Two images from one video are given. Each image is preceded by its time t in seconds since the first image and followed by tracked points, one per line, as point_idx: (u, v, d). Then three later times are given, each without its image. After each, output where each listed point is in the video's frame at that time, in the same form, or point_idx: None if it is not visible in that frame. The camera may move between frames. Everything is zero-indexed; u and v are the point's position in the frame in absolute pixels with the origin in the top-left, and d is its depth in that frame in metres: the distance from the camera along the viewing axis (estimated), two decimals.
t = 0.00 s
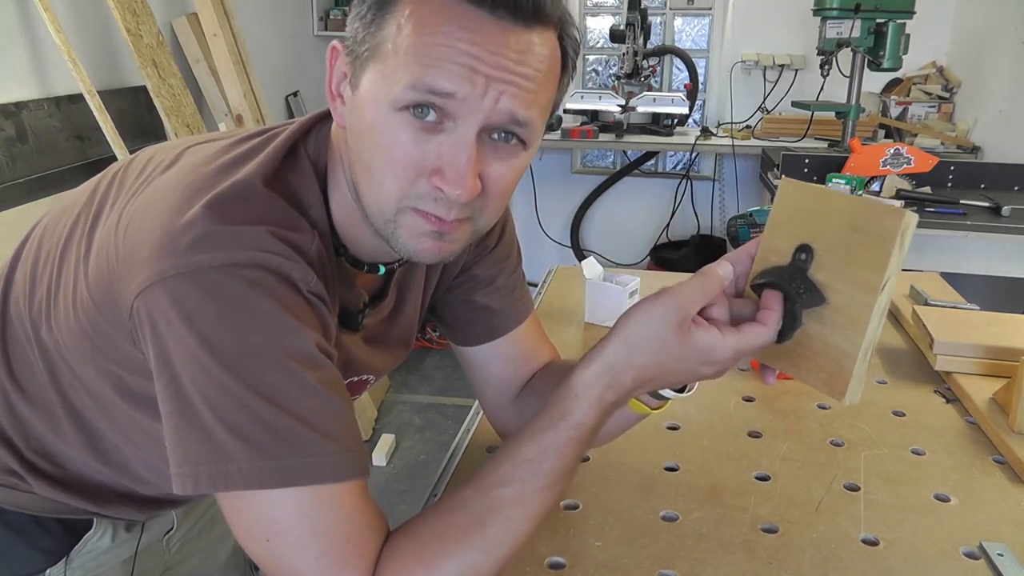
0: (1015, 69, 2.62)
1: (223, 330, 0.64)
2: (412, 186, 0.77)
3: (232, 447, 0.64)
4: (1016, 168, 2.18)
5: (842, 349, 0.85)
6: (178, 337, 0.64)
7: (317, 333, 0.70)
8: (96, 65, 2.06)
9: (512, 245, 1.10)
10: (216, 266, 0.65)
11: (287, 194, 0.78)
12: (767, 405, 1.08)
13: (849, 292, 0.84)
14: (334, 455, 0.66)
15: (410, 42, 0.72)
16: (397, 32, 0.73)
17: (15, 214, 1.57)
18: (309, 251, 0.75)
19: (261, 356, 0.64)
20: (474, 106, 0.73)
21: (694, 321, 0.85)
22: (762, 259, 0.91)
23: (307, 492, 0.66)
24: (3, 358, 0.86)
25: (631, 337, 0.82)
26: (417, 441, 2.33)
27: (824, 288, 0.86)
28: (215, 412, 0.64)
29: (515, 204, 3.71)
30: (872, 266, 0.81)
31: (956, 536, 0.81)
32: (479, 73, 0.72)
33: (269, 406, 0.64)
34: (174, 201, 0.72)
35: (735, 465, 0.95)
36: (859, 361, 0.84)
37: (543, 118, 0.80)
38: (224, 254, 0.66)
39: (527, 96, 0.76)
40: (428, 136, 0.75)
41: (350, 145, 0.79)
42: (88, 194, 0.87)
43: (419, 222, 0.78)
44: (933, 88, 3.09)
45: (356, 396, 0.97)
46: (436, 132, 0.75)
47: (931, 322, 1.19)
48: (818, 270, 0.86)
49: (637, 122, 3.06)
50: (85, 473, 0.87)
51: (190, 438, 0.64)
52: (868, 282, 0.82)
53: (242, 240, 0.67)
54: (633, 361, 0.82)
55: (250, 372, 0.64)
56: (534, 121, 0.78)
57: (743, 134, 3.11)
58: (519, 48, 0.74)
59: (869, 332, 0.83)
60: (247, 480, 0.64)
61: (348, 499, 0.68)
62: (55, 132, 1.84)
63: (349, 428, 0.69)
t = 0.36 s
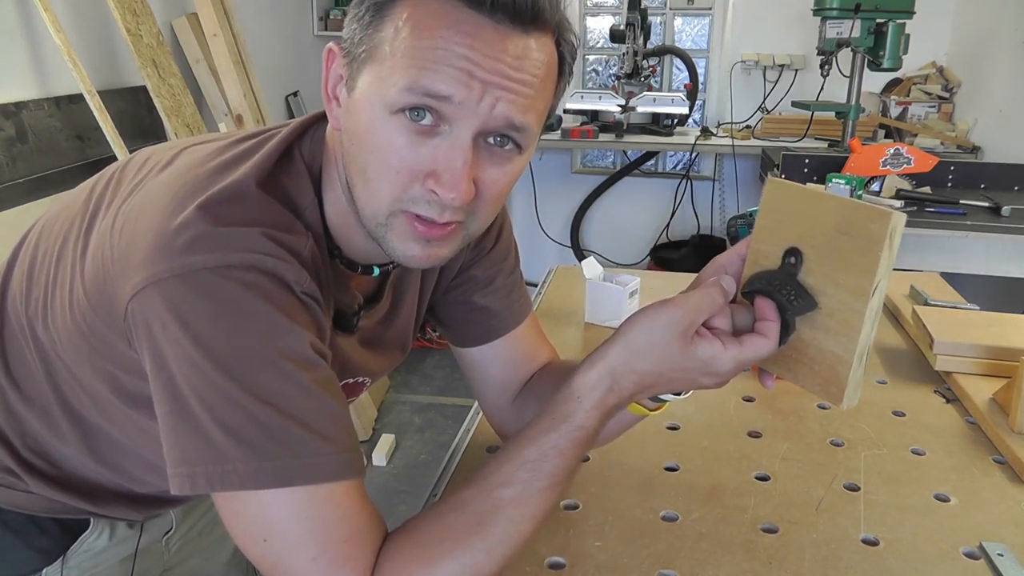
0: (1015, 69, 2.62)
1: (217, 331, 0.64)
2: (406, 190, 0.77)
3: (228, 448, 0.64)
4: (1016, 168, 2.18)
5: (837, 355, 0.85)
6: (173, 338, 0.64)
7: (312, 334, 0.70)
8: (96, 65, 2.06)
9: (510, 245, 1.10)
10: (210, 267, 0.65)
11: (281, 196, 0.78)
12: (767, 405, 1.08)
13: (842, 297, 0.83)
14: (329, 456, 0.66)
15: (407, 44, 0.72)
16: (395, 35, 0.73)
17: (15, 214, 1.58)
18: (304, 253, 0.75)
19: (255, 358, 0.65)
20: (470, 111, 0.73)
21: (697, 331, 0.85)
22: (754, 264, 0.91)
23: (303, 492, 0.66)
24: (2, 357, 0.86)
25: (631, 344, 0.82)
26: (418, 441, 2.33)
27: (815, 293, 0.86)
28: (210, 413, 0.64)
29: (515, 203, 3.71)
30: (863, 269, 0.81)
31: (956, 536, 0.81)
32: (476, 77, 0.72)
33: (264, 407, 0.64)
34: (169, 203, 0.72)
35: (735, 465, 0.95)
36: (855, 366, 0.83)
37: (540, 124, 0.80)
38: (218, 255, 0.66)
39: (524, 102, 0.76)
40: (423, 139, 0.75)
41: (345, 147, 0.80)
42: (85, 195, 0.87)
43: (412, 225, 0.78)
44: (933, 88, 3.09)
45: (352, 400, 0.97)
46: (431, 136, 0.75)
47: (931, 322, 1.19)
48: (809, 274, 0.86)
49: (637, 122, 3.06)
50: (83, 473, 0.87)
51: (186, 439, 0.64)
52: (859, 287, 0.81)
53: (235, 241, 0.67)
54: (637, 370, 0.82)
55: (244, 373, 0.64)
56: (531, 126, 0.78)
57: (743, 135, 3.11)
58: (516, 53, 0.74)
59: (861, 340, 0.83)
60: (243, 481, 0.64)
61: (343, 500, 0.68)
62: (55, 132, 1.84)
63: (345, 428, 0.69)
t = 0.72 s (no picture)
0: (1015, 69, 2.62)
1: (212, 336, 0.64)
2: (409, 190, 0.76)
3: (223, 452, 0.64)
4: (1017, 168, 2.17)
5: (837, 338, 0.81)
6: (169, 342, 0.64)
7: (308, 337, 0.70)
8: (96, 66, 2.06)
9: (508, 245, 1.10)
10: (206, 271, 0.65)
11: (278, 199, 0.78)
12: (767, 405, 1.08)
13: (850, 284, 0.80)
14: (323, 460, 0.66)
15: (413, 46, 0.72)
16: (401, 37, 0.73)
17: (15, 214, 1.58)
18: (300, 256, 0.74)
19: (249, 362, 0.64)
20: (475, 112, 0.73)
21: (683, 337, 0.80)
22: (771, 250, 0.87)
23: (298, 495, 0.66)
24: None
25: (641, 344, 0.78)
26: (418, 441, 2.33)
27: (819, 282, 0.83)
28: (205, 417, 0.64)
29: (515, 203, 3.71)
30: (877, 254, 0.78)
31: (956, 536, 0.81)
32: (482, 79, 0.72)
33: (259, 411, 0.64)
34: (165, 205, 0.72)
35: (735, 465, 0.95)
36: (857, 346, 0.79)
37: (543, 127, 0.81)
38: (213, 260, 0.66)
39: (527, 106, 0.76)
40: (427, 141, 0.74)
41: (347, 148, 0.79)
42: (83, 194, 0.87)
43: (414, 226, 0.78)
44: (933, 88, 3.09)
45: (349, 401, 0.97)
46: (436, 137, 0.75)
47: (931, 322, 1.19)
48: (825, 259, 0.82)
49: (637, 122, 3.06)
50: (81, 474, 0.87)
51: (181, 441, 0.65)
52: (869, 270, 0.78)
53: (231, 245, 0.67)
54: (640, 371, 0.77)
55: (238, 378, 0.64)
56: (534, 130, 0.78)
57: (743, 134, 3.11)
58: (520, 55, 0.74)
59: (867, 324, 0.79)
60: (237, 484, 0.64)
61: (340, 502, 0.68)
62: (55, 132, 1.84)
63: (340, 431, 0.69)
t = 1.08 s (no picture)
0: (1015, 69, 2.62)
1: (220, 333, 0.64)
2: (427, 193, 0.76)
3: (228, 448, 0.64)
4: (1017, 168, 2.17)
5: (837, 334, 0.80)
6: (176, 338, 0.64)
7: (314, 336, 0.70)
8: (95, 66, 2.06)
9: (510, 245, 1.10)
10: (214, 269, 0.65)
11: (284, 199, 0.78)
12: (767, 405, 1.08)
13: (848, 280, 0.80)
14: (328, 457, 0.66)
15: (428, 49, 0.72)
16: (415, 41, 0.73)
17: (15, 214, 1.58)
18: (307, 256, 0.75)
19: (256, 360, 0.64)
20: (492, 114, 0.73)
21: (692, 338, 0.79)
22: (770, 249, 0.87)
23: (302, 493, 0.66)
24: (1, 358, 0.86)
25: (646, 349, 0.78)
26: (417, 441, 2.33)
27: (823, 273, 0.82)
28: (211, 414, 0.64)
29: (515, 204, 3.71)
30: (874, 249, 0.78)
31: (956, 536, 0.81)
32: (498, 82, 0.72)
33: (265, 408, 0.64)
34: (173, 203, 0.72)
35: (735, 465, 0.95)
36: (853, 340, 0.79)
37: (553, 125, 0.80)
38: (221, 257, 0.66)
39: (537, 107, 0.76)
40: (444, 144, 0.74)
41: (360, 154, 0.79)
42: (87, 192, 0.87)
43: (432, 227, 0.78)
44: (933, 88, 3.09)
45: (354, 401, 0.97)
46: (453, 140, 0.74)
47: (931, 322, 1.19)
48: (824, 255, 0.82)
49: (637, 122, 3.06)
50: (83, 474, 0.87)
51: (187, 438, 0.65)
52: (868, 264, 0.78)
53: (239, 244, 0.67)
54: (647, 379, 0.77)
55: (245, 375, 0.64)
56: (546, 128, 0.78)
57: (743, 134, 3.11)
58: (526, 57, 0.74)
59: (863, 317, 0.79)
60: (241, 481, 0.64)
61: (343, 501, 0.68)
62: (55, 132, 1.84)
63: (346, 430, 0.69)
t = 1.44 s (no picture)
0: (1015, 69, 2.62)
1: (225, 331, 0.64)
2: (497, 178, 0.78)
3: (230, 448, 0.64)
4: (1017, 168, 2.17)
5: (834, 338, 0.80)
6: (181, 337, 0.64)
7: (319, 335, 0.70)
8: (95, 66, 2.06)
9: (511, 245, 1.11)
10: (219, 268, 0.65)
11: (289, 197, 0.78)
12: (768, 405, 1.08)
13: (833, 298, 0.77)
14: (330, 458, 0.66)
15: (473, 49, 0.72)
16: (455, 44, 0.72)
17: (15, 214, 1.58)
18: (312, 254, 0.75)
19: (261, 359, 0.64)
20: (544, 92, 0.75)
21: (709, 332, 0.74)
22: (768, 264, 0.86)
23: (301, 495, 0.66)
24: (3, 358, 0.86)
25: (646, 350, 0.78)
26: (417, 441, 2.33)
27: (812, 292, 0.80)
28: (214, 413, 0.64)
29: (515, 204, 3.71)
30: (860, 268, 0.75)
31: (956, 536, 0.81)
32: (543, 60, 0.74)
33: (269, 407, 0.64)
34: (177, 201, 0.72)
35: (735, 465, 0.95)
36: (827, 364, 0.76)
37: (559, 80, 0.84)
38: (226, 255, 0.66)
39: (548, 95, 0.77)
40: (506, 130, 0.76)
41: (409, 163, 0.78)
42: (89, 190, 0.87)
43: (501, 203, 0.80)
44: (933, 88, 3.09)
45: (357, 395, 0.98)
46: (511, 124, 0.76)
47: (931, 322, 1.19)
48: (814, 272, 0.80)
49: (637, 122, 3.06)
50: (85, 473, 0.88)
51: (189, 436, 0.65)
52: (852, 284, 0.76)
53: (245, 241, 0.67)
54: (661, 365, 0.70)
55: (250, 374, 0.64)
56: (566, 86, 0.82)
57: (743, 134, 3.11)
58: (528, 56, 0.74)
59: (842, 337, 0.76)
60: (243, 480, 0.64)
61: (343, 502, 0.68)
62: (55, 132, 1.84)
63: (349, 429, 0.69)
